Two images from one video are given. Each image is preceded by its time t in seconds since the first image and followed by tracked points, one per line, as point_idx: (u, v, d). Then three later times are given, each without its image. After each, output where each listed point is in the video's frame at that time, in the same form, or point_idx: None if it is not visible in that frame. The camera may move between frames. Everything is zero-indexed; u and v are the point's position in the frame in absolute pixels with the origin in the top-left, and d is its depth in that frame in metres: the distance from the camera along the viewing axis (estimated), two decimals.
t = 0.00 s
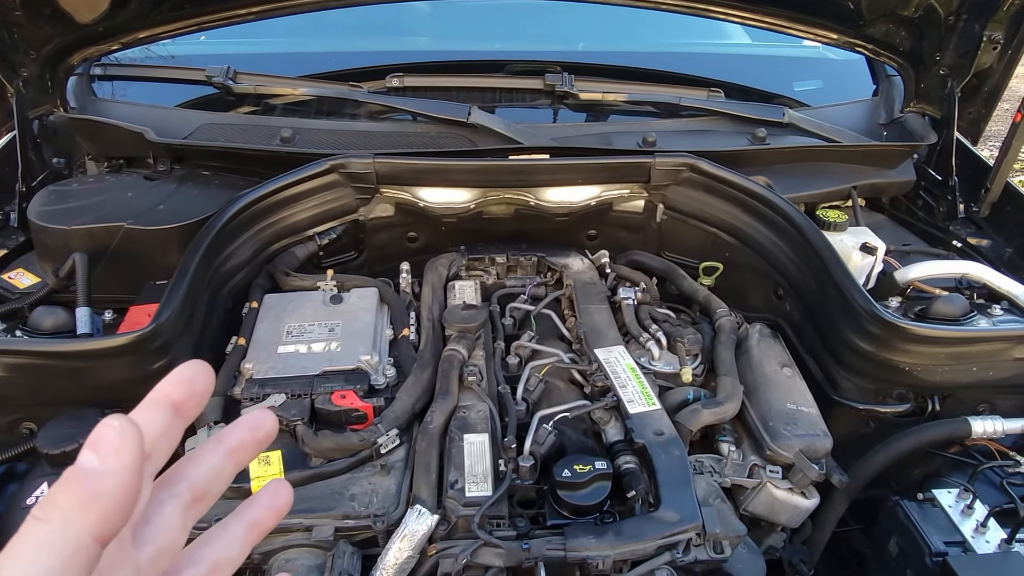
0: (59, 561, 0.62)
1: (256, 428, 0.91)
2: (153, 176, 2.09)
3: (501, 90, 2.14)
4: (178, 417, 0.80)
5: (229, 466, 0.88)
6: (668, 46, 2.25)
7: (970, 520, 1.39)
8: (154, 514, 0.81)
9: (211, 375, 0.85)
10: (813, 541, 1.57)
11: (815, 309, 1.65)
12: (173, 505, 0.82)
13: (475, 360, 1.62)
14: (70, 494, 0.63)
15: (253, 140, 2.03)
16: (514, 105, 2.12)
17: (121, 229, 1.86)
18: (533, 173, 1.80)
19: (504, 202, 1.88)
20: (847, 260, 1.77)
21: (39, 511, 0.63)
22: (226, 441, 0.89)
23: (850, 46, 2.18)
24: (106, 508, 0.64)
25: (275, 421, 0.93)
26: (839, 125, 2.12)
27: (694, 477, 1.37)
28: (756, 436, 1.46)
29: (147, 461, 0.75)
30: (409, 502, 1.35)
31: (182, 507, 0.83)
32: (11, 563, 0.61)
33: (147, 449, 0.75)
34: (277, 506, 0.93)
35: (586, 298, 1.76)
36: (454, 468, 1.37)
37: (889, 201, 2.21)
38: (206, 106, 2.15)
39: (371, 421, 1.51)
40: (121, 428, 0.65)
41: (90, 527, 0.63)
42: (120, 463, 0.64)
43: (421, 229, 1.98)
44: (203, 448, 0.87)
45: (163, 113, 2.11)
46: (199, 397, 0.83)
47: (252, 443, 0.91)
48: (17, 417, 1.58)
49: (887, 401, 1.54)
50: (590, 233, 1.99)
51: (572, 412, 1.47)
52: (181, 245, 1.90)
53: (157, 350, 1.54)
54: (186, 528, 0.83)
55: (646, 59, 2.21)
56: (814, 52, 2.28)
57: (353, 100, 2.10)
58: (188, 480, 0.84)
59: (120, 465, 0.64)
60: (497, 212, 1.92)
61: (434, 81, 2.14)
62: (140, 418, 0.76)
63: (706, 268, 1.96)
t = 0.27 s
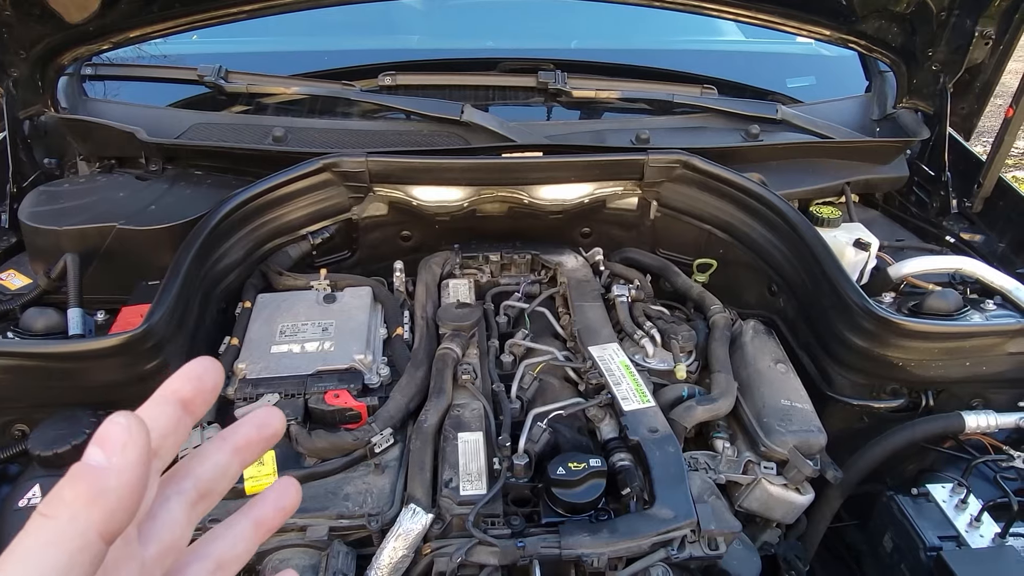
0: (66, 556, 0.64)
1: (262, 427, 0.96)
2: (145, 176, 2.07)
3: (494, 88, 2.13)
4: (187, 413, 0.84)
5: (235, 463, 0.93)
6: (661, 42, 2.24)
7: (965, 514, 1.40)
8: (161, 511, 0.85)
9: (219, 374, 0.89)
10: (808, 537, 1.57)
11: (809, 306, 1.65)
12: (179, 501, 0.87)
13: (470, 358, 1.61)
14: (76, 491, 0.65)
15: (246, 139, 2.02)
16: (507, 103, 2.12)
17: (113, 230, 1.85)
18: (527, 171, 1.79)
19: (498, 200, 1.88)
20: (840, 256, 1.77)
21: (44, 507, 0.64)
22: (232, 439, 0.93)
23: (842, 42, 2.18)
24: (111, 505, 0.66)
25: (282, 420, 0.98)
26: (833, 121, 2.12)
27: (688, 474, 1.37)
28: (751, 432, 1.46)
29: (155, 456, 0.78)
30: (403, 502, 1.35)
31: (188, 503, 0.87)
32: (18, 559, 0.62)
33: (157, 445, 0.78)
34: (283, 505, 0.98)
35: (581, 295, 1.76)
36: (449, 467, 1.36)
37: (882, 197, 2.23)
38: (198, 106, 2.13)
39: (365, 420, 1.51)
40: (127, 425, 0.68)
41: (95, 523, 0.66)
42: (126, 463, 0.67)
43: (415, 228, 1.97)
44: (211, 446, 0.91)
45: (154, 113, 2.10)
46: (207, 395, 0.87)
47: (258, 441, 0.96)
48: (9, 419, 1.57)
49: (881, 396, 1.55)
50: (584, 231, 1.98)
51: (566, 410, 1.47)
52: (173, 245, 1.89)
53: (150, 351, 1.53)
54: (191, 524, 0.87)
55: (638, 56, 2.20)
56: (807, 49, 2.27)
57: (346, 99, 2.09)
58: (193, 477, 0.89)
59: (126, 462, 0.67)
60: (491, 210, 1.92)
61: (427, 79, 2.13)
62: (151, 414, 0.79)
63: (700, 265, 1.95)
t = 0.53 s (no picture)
0: (109, 534, 0.64)
1: (289, 392, 0.99)
2: (141, 175, 2.07)
3: (491, 86, 2.13)
4: (215, 378, 0.85)
5: (262, 429, 0.96)
6: (658, 40, 2.24)
7: (963, 510, 1.40)
8: (191, 479, 0.87)
9: (244, 337, 0.90)
10: (807, 533, 1.57)
11: (807, 302, 1.65)
12: (208, 468, 0.89)
13: (468, 357, 1.61)
14: (115, 469, 0.65)
15: (242, 138, 2.02)
16: (504, 101, 2.11)
17: (109, 229, 1.84)
18: (525, 168, 1.79)
19: (495, 197, 1.87)
20: (838, 252, 1.78)
21: (83, 486, 0.64)
22: (256, 404, 0.96)
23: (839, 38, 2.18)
24: (149, 482, 0.67)
25: (308, 383, 1.02)
26: (829, 118, 2.12)
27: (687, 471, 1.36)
28: (749, 429, 1.46)
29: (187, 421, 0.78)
30: (402, 500, 1.35)
31: (217, 471, 0.90)
32: (61, 539, 0.63)
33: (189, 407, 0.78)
34: (315, 469, 1.02)
35: (579, 292, 1.76)
36: (447, 465, 1.36)
37: (879, 193, 2.24)
38: (193, 105, 2.13)
39: (364, 419, 1.50)
40: (163, 399, 0.68)
41: (136, 501, 0.66)
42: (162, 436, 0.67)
43: (412, 226, 1.97)
44: (237, 413, 0.94)
45: (150, 112, 2.09)
46: (232, 359, 0.87)
47: (284, 406, 0.99)
48: (5, 420, 1.56)
49: (879, 393, 1.55)
50: (581, 229, 1.98)
51: (564, 408, 1.47)
52: (170, 244, 1.89)
53: (147, 351, 1.52)
54: (221, 491, 0.89)
55: (636, 54, 2.20)
56: (803, 46, 2.26)
57: (342, 97, 2.08)
58: (220, 444, 0.91)
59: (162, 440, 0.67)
60: (488, 208, 1.91)
61: (423, 77, 2.12)
62: (180, 378, 0.79)
63: (697, 262, 1.96)
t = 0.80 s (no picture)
0: (82, 523, 0.63)
1: (268, 402, 1.00)
2: (140, 169, 2.06)
3: (490, 81, 2.12)
4: (195, 388, 0.85)
5: (243, 437, 0.97)
6: (658, 36, 2.24)
7: (959, 505, 1.41)
8: (172, 483, 0.89)
9: (225, 348, 0.90)
10: (804, 528, 1.58)
11: (804, 299, 1.66)
12: (190, 474, 0.91)
13: (466, 351, 1.62)
14: (88, 456, 0.64)
15: (241, 132, 2.01)
16: (503, 96, 2.11)
17: (107, 223, 1.84)
18: (524, 164, 1.79)
19: (494, 193, 1.87)
20: (836, 249, 1.78)
21: (59, 473, 0.64)
22: (237, 414, 0.97)
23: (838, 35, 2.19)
24: (124, 468, 0.66)
25: (288, 394, 1.02)
26: (828, 115, 2.13)
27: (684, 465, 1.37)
28: (746, 424, 1.47)
29: (165, 430, 0.79)
30: (399, 494, 1.35)
31: (199, 475, 0.91)
32: (36, 529, 0.62)
33: (164, 420, 0.79)
34: (293, 476, 1.02)
35: (577, 288, 1.76)
36: (445, 459, 1.36)
37: (877, 190, 2.24)
38: (192, 99, 2.12)
39: (362, 412, 1.50)
40: (134, 393, 0.66)
41: (111, 486, 0.65)
42: (133, 425, 0.66)
43: (412, 221, 1.97)
44: (218, 422, 0.96)
45: (149, 106, 2.09)
46: (214, 369, 0.88)
47: (265, 416, 0.99)
48: (3, 412, 1.56)
49: (876, 388, 1.55)
50: (580, 225, 1.98)
51: (562, 402, 1.47)
52: (168, 238, 1.88)
53: (145, 344, 1.52)
54: (202, 495, 0.91)
55: (635, 50, 2.20)
56: (802, 43, 2.27)
57: (341, 92, 2.08)
58: (202, 450, 0.93)
59: (135, 428, 0.66)
60: (486, 203, 1.91)
61: (423, 72, 2.12)
62: (159, 389, 0.81)
63: (696, 258, 1.96)
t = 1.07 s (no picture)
0: (76, 523, 0.62)
1: (271, 399, 0.98)
2: (135, 165, 2.05)
3: (488, 78, 2.11)
4: (195, 383, 0.85)
5: (244, 433, 0.96)
6: (657, 34, 2.24)
7: (955, 505, 1.40)
8: (171, 480, 0.88)
9: (226, 344, 0.89)
10: (800, 527, 1.57)
11: (802, 297, 1.65)
12: (190, 470, 0.91)
13: (462, 349, 1.61)
14: (83, 456, 0.63)
15: (236, 128, 2.00)
16: (501, 94, 2.10)
17: (101, 219, 1.83)
18: (521, 161, 1.78)
19: (491, 190, 1.86)
20: (833, 248, 1.77)
21: (55, 473, 0.63)
22: (238, 411, 0.96)
23: (837, 34, 2.18)
24: (120, 467, 0.65)
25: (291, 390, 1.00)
26: (826, 114, 2.12)
27: (680, 464, 1.36)
28: (743, 423, 1.46)
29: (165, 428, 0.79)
30: (394, 492, 1.34)
31: (197, 472, 0.91)
32: (30, 528, 0.61)
33: (164, 416, 0.79)
34: (294, 473, 1.01)
35: (574, 286, 1.75)
36: (440, 457, 1.35)
37: (876, 189, 2.22)
38: (188, 94, 2.11)
39: (356, 410, 1.49)
40: (130, 390, 0.65)
41: (106, 486, 0.64)
42: (128, 424, 0.65)
43: (408, 218, 1.96)
44: (218, 418, 0.95)
45: (144, 101, 2.07)
46: (214, 364, 0.87)
47: (267, 412, 0.98)
48: None
49: (873, 387, 1.55)
50: (577, 222, 1.97)
51: (558, 401, 1.46)
52: (163, 234, 1.87)
53: (139, 340, 1.51)
54: (201, 492, 0.91)
55: (634, 48, 2.19)
56: (801, 41, 2.28)
57: (338, 88, 2.07)
58: (202, 447, 0.92)
59: (131, 427, 0.65)
60: (483, 200, 1.90)
61: (420, 68, 2.11)
62: (159, 385, 0.80)
63: (693, 257, 1.95)
